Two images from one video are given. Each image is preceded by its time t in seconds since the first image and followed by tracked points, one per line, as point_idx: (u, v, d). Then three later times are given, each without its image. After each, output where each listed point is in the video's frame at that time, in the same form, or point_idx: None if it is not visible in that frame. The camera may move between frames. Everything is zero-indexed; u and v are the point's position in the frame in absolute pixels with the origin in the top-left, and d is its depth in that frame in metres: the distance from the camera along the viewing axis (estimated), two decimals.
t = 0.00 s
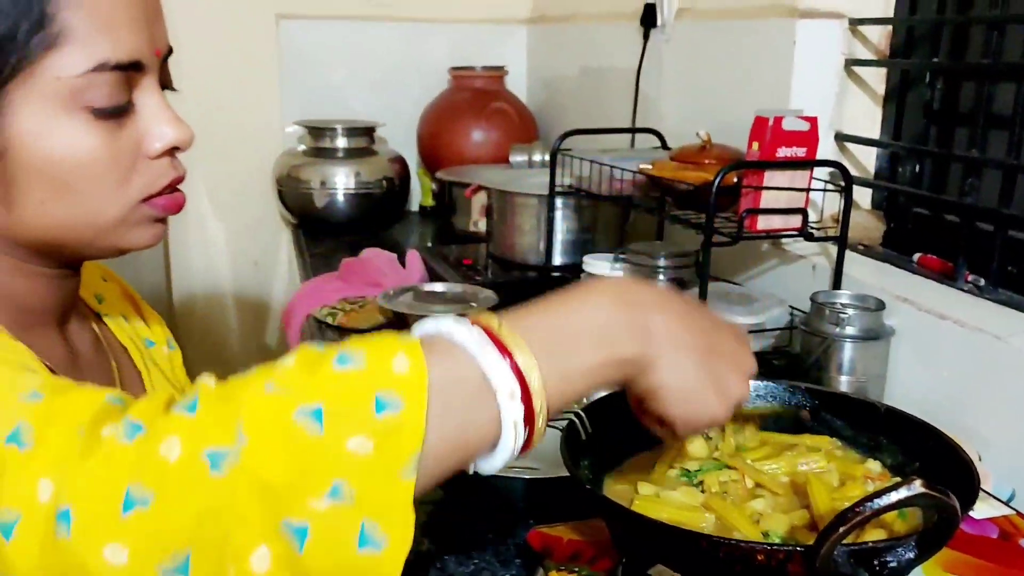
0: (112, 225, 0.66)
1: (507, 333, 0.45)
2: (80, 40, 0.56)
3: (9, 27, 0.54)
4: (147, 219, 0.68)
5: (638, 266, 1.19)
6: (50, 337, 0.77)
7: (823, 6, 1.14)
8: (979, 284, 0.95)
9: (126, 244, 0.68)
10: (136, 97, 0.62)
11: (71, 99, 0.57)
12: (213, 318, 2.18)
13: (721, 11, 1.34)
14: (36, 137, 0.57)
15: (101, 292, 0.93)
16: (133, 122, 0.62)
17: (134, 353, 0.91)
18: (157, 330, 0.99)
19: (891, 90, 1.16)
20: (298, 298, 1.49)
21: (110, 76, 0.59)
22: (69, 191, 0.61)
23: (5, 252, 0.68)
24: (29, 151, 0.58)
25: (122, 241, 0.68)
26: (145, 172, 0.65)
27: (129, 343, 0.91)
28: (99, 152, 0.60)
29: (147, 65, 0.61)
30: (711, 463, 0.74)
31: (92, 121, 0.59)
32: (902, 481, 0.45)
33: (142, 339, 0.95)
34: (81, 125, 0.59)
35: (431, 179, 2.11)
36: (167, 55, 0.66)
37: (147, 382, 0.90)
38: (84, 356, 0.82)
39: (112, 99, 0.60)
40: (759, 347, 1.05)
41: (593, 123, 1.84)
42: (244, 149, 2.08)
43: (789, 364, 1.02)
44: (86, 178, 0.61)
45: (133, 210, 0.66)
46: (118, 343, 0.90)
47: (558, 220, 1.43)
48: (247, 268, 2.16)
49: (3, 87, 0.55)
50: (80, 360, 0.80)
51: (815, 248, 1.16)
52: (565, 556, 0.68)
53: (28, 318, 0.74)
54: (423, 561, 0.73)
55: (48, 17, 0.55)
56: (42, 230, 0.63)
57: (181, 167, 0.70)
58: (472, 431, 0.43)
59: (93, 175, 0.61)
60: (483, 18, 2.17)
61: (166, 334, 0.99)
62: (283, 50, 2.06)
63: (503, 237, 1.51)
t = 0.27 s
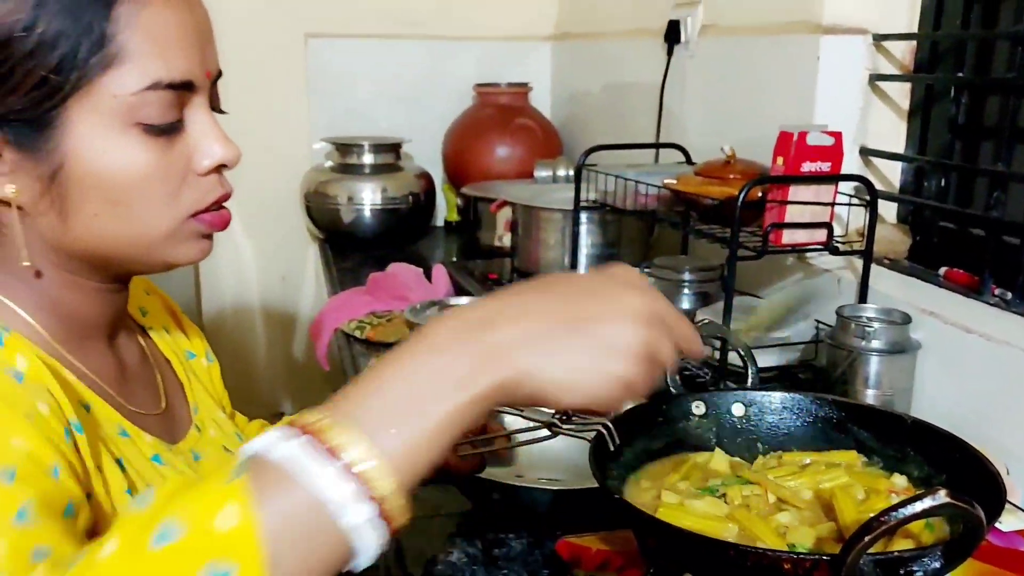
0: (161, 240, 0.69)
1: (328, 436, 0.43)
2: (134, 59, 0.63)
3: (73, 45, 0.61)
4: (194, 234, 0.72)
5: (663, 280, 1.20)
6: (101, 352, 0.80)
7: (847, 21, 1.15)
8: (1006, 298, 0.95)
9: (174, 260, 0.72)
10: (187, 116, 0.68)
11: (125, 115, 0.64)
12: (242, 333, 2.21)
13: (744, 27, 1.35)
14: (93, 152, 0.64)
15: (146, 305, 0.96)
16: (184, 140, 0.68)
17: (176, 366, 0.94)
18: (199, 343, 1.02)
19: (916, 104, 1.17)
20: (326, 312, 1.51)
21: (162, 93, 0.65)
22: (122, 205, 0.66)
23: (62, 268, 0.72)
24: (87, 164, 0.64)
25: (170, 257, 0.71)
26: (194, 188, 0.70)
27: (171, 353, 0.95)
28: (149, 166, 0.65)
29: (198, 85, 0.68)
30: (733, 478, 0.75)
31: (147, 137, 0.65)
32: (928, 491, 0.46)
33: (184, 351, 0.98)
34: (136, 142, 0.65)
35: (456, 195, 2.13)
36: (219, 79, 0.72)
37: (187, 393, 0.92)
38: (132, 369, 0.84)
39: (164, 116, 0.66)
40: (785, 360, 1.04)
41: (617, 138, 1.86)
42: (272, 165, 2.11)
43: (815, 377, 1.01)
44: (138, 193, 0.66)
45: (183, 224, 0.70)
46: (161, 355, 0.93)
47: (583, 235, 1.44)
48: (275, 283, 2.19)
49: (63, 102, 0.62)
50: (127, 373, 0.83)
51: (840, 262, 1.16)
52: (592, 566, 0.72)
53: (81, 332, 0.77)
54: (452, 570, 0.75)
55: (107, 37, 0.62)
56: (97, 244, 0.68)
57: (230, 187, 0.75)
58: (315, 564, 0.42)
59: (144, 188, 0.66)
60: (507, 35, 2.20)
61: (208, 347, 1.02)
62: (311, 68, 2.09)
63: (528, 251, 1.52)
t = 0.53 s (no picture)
0: (190, 255, 0.71)
1: None
2: (172, 82, 0.67)
3: (116, 67, 0.65)
4: (222, 255, 0.74)
5: (692, 290, 1.20)
6: (139, 361, 0.81)
7: (875, 32, 1.15)
8: None
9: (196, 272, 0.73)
10: (221, 138, 0.71)
11: (161, 135, 0.67)
12: (273, 343, 2.24)
13: (772, 38, 1.36)
14: (130, 168, 0.66)
15: (186, 314, 0.99)
16: (218, 161, 0.71)
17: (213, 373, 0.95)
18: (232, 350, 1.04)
19: (947, 113, 1.17)
20: (357, 322, 1.53)
21: (199, 115, 0.69)
22: (155, 220, 0.68)
23: (97, 281, 0.73)
24: (123, 178, 0.67)
25: (196, 277, 0.73)
26: (225, 209, 0.73)
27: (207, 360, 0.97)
28: (184, 184, 0.68)
29: (234, 108, 0.71)
30: (765, 485, 0.75)
31: (181, 157, 0.68)
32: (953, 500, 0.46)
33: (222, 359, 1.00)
34: (170, 160, 0.68)
35: (484, 206, 2.15)
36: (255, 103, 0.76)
37: (224, 400, 0.93)
38: (169, 379, 0.86)
39: (200, 137, 0.69)
40: (816, 369, 1.05)
41: (645, 148, 1.86)
42: (302, 177, 2.14)
43: (845, 387, 1.02)
44: (171, 208, 0.68)
45: (210, 244, 0.72)
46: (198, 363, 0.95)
47: (611, 245, 1.45)
48: (305, 293, 2.21)
49: (103, 120, 0.65)
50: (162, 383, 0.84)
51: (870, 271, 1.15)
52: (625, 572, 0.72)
53: (115, 346, 0.78)
54: None
55: (148, 60, 0.66)
56: (128, 258, 0.70)
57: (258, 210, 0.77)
58: None
59: (177, 205, 0.69)
60: (534, 47, 2.21)
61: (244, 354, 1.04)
62: (341, 81, 2.12)
63: (556, 262, 1.53)
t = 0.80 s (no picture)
0: (207, 284, 0.72)
1: None
2: (219, 119, 0.69)
3: (169, 98, 0.68)
4: (237, 287, 0.74)
5: (712, 300, 1.20)
6: (149, 376, 0.82)
7: (895, 43, 1.15)
8: None
9: (211, 301, 0.74)
10: (255, 177, 0.73)
11: (198, 167, 0.69)
12: (295, 352, 2.25)
13: (792, 49, 1.36)
14: (160, 195, 0.68)
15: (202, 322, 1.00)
16: (249, 200, 0.72)
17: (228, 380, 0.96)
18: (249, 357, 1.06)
19: (968, 123, 1.16)
20: (378, 332, 1.54)
21: (238, 153, 0.70)
22: (176, 248, 0.70)
23: (115, 299, 0.75)
24: (154, 203, 0.68)
25: (210, 305, 0.74)
26: (247, 242, 0.73)
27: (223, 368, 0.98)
28: (213, 217, 0.70)
29: (269, 148, 0.73)
30: (787, 496, 0.74)
31: (213, 191, 0.70)
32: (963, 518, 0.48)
33: (239, 365, 1.02)
34: (201, 193, 0.69)
35: (504, 216, 2.16)
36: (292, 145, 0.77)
37: (239, 407, 0.94)
38: (180, 389, 0.87)
39: (235, 173, 0.71)
40: (836, 381, 1.05)
41: (665, 159, 1.87)
42: (324, 188, 2.16)
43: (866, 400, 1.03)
44: (195, 238, 0.70)
45: (227, 276, 0.73)
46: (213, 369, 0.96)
47: (631, 255, 1.45)
48: (327, 303, 2.23)
49: (147, 147, 0.68)
50: (174, 396, 0.85)
51: (892, 283, 1.15)
52: None
53: (122, 356, 0.79)
54: None
55: (197, 95, 0.68)
56: (144, 280, 0.71)
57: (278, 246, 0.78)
58: None
59: (201, 237, 0.70)
60: (555, 58, 2.23)
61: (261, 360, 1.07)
62: (363, 93, 2.14)
63: (576, 272, 1.54)
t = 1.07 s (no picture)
0: (201, 297, 0.73)
1: None
2: (211, 133, 0.70)
3: (160, 114, 0.68)
4: (232, 296, 0.76)
5: (721, 310, 1.20)
6: (145, 391, 0.83)
7: (903, 54, 1.16)
8: None
9: (206, 313, 0.75)
10: (247, 190, 0.74)
11: (191, 183, 0.70)
12: (306, 363, 2.27)
13: (800, 61, 1.37)
14: (153, 211, 0.69)
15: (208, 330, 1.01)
16: (242, 213, 0.74)
17: (230, 388, 0.97)
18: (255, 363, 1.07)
19: (977, 133, 1.16)
20: (389, 342, 1.55)
21: (230, 168, 0.71)
22: (170, 264, 0.71)
23: (106, 315, 0.75)
24: (148, 220, 0.69)
25: (205, 317, 0.75)
26: (241, 256, 0.75)
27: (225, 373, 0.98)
28: (207, 231, 0.71)
29: (262, 160, 0.74)
30: (800, 504, 0.74)
31: (206, 205, 0.71)
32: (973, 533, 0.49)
33: (245, 372, 1.03)
34: (194, 206, 0.70)
35: (515, 227, 2.17)
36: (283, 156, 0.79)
37: (243, 417, 0.95)
38: (179, 401, 0.88)
39: (227, 188, 0.72)
40: (846, 392, 1.05)
41: (674, 170, 1.87)
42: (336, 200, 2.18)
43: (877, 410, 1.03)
44: (190, 253, 0.71)
45: (221, 286, 0.74)
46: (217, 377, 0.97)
47: (640, 265, 1.46)
48: (338, 313, 2.24)
49: (139, 164, 0.68)
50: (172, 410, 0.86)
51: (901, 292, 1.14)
52: None
53: (118, 373, 0.80)
54: None
55: (189, 111, 0.69)
56: (138, 296, 0.72)
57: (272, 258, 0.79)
58: None
59: (195, 251, 0.71)
60: (564, 70, 2.24)
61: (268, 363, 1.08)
62: (374, 105, 2.16)
63: (586, 282, 1.55)
